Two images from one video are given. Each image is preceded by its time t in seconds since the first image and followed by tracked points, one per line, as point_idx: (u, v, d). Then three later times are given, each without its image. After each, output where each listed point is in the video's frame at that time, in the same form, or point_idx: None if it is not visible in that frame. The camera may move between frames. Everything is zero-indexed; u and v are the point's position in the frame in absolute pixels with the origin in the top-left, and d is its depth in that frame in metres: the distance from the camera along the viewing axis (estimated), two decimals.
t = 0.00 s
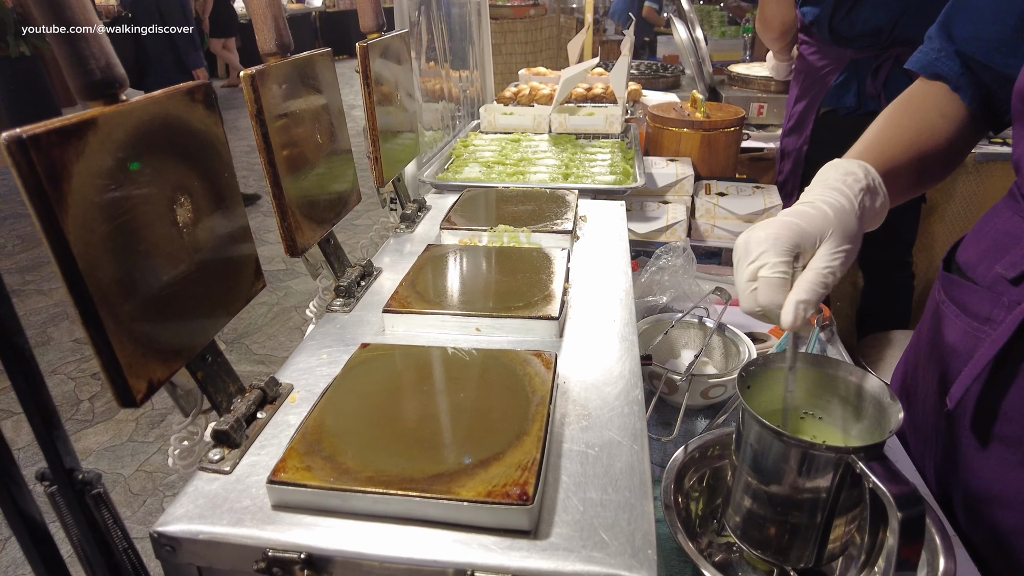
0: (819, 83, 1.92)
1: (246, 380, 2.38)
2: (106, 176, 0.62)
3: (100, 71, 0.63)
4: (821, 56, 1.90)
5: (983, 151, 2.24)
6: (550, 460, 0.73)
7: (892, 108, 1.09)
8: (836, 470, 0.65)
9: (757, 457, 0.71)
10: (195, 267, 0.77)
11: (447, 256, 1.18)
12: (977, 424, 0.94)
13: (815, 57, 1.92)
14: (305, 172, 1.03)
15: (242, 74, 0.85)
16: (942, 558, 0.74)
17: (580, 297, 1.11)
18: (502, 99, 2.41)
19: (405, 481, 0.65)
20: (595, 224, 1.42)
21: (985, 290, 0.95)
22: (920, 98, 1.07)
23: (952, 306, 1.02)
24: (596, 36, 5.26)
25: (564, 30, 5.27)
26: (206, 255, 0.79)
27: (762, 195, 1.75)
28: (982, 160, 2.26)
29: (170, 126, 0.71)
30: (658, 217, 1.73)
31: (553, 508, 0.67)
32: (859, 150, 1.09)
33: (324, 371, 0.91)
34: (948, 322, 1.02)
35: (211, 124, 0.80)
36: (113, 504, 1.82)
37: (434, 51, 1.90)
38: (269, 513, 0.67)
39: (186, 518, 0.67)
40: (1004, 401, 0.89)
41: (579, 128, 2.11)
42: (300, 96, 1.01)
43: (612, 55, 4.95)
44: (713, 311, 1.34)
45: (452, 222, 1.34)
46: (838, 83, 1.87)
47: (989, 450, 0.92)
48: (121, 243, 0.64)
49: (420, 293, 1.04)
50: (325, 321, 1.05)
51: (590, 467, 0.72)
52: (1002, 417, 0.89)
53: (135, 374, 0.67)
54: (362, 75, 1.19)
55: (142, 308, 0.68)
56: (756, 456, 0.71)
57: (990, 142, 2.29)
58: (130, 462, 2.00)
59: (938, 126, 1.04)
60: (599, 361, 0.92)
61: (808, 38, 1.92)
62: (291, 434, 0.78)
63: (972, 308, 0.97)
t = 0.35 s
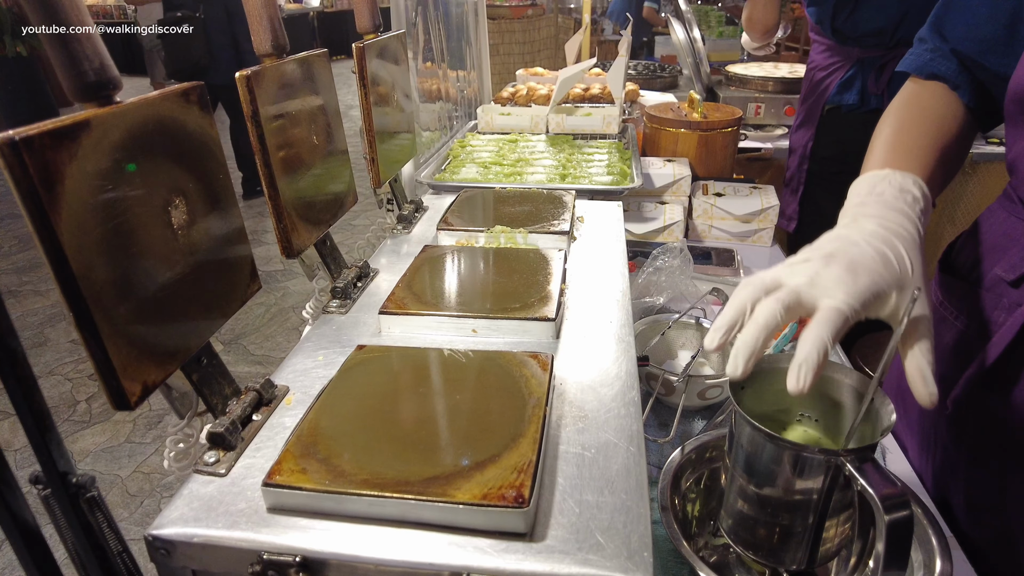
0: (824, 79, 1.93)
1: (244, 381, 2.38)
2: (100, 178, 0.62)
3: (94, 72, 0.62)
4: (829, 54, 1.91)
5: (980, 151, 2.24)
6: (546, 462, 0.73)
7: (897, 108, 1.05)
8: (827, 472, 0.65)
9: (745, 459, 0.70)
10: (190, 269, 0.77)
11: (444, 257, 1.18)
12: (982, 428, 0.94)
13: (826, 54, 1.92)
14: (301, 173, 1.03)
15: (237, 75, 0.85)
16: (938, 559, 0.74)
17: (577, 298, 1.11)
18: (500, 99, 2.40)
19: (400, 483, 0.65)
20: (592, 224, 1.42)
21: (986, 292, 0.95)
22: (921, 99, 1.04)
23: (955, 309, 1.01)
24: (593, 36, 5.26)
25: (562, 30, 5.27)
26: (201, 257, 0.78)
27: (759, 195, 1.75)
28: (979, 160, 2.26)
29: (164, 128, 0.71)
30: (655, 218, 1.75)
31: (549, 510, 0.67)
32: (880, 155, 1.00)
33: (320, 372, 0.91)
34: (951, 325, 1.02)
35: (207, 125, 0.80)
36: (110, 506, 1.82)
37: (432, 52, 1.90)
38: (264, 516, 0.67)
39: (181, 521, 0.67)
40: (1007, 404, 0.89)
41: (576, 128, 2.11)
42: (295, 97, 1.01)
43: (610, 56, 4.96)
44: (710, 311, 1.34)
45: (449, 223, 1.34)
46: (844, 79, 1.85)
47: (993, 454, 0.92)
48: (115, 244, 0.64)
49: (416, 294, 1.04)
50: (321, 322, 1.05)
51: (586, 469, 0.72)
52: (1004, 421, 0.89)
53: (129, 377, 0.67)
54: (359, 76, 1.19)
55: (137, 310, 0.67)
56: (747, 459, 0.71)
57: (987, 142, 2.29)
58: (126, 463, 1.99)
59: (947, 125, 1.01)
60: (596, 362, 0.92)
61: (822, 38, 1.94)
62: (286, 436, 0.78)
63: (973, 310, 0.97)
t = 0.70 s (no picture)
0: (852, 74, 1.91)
1: (242, 381, 2.37)
2: (90, 178, 0.61)
3: (84, 71, 0.62)
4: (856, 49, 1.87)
5: (978, 150, 2.24)
6: (540, 464, 0.72)
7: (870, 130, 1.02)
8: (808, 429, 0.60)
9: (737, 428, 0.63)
10: (182, 270, 0.76)
11: (440, 257, 1.18)
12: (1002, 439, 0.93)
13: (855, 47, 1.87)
14: (295, 173, 1.02)
15: (230, 75, 0.84)
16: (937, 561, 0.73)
17: (574, 298, 1.10)
18: (496, 98, 2.40)
19: (393, 485, 0.65)
20: (589, 224, 1.41)
21: (999, 302, 0.93)
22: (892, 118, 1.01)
23: (961, 316, 1.00)
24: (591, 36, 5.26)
25: (559, 29, 5.26)
26: (194, 258, 0.78)
27: (756, 195, 1.75)
28: (977, 159, 2.26)
29: (156, 128, 0.71)
30: (652, 218, 1.72)
31: (543, 512, 0.66)
32: (849, 197, 1.00)
33: (314, 373, 0.90)
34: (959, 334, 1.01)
35: (200, 125, 0.79)
36: (106, 508, 1.81)
37: (428, 51, 1.89)
38: (257, 519, 0.67)
39: (173, 523, 0.66)
40: None
41: (573, 128, 2.11)
42: (289, 97, 1.00)
43: (608, 55, 4.95)
44: (706, 312, 1.33)
45: (445, 223, 1.34)
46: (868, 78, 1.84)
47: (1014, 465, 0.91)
48: (105, 245, 0.64)
49: (411, 295, 1.04)
50: (316, 323, 1.04)
51: (581, 470, 0.72)
52: None
53: (120, 379, 0.66)
54: (354, 76, 1.18)
55: (128, 312, 0.67)
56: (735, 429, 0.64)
57: (985, 142, 2.29)
58: (123, 464, 1.98)
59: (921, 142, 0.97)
60: (592, 363, 0.92)
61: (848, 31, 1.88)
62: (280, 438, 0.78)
63: (985, 320, 0.96)
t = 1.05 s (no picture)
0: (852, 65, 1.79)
1: (240, 382, 2.36)
2: (83, 177, 0.61)
3: (77, 70, 0.61)
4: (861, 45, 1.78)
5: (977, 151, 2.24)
6: (540, 466, 0.72)
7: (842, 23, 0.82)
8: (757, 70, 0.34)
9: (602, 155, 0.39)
10: (178, 270, 0.75)
11: (438, 257, 1.17)
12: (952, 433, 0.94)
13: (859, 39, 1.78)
14: (293, 173, 1.01)
15: (227, 73, 0.84)
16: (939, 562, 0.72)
17: (573, 298, 1.10)
18: (495, 98, 2.39)
19: (391, 488, 0.64)
20: (588, 224, 1.41)
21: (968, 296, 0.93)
22: None
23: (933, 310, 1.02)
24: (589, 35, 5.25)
25: (558, 29, 5.25)
26: (189, 257, 0.77)
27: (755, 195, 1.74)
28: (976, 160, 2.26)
29: (151, 126, 0.70)
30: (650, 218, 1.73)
31: (542, 514, 0.66)
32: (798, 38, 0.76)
33: (311, 374, 0.90)
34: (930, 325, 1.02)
35: (196, 124, 0.78)
36: (103, 509, 1.80)
37: (427, 51, 1.88)
38: (253, 521, 0.66)
39: (169, 526, 0.66)
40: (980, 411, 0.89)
41: (572, 128, 2.10)
42: (286, 96, 1.00)
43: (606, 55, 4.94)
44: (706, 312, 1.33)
45: (444, 223, 1.33)
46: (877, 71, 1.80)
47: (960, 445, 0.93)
48: (99, 245, 0.63)
49: (409, 295, 1.03)
50: (313, 323, 1.03)
51: (581, 472, 0.71)
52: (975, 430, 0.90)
53: (115, 381, 0.65)
54: (351, 75, 1.17)
55: (123, 312, 0.66)
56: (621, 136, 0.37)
57: (984, 141, 2.29)
58: (121, 465, 1.98)
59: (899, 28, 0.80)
60: (592, 363, 0.91)
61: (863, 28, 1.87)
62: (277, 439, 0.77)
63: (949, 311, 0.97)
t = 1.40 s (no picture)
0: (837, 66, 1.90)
1: (239, 383, 2.35)
2: (75, 178, 0.60)
3: (69, 70, 0.60)
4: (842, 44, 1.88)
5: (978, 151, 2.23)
6: (539, 470, 0.71)
7: None
8: None
9: (403, 25, 0.58)
10: (173, 271, 0.74)
11: (437, 258, 1.17)
12: (931, 440, 0.93)
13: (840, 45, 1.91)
14: (290, 173, 1.01)
15: (224, 73, 0.83)
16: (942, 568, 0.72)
17: (573, 300, 1.09)
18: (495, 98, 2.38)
19: (388, 494, 0.63)
20: (588, 225, 1.40)
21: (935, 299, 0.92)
22: None
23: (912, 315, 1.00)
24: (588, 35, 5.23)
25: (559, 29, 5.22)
26: (184, 259, 0.76)
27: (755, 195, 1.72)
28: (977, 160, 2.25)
29: (145, 127, 0.69)
30: (650, 219, 1.72)
31: (542, 520, 0.65)
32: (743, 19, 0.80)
33: (308, 377, 0.89)
34: (909, 330, 1.01)
35: (191, 125, 0.77)
36: (101, 510, 1.79)
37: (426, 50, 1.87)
38: (248, 527, 0.65)
39: (163, 532, 0.65)
40: (951, 415, 0.88)
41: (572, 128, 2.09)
42: (284, 97, 0.99)
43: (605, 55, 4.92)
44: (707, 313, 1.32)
45: (442, 224, 1.32)
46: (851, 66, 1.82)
47: (939, 451, 0.92)
48: (91, 246, 0.62)
49: (408, 297, 1.02)
50: (311, 325, 1.03)
51: (580, 477, 0.70)
52: (948, 436, 0.89)
53: (109, 385, 0.64)
54: (350, 75, 1.17)
55: (116, 315, 0.65)
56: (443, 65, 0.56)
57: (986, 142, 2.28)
58: (119, 467, 1.97)
59: None
60: (591, 366, 0.90)
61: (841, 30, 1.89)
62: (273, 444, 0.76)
63: (922, 317, 0.96)
